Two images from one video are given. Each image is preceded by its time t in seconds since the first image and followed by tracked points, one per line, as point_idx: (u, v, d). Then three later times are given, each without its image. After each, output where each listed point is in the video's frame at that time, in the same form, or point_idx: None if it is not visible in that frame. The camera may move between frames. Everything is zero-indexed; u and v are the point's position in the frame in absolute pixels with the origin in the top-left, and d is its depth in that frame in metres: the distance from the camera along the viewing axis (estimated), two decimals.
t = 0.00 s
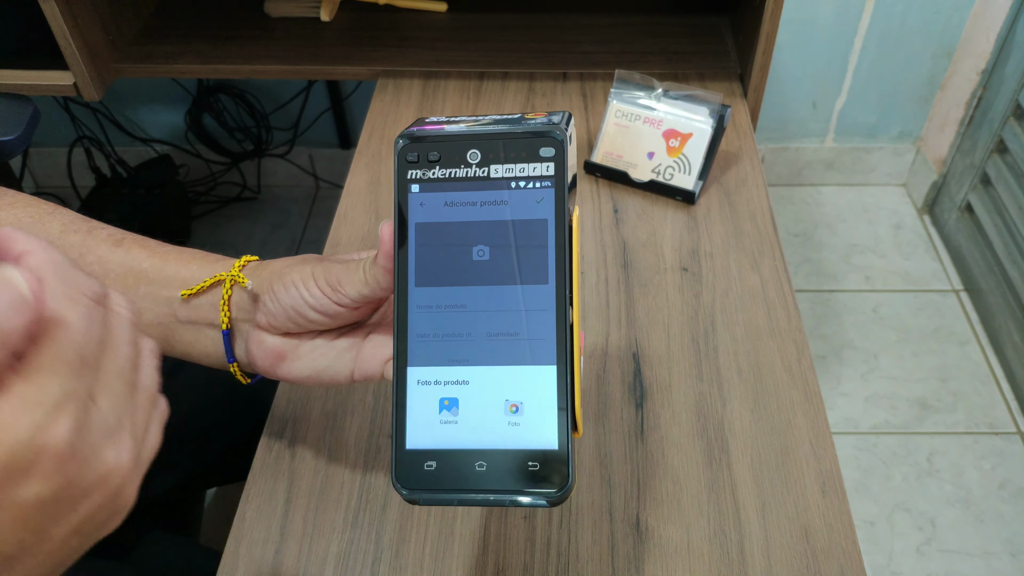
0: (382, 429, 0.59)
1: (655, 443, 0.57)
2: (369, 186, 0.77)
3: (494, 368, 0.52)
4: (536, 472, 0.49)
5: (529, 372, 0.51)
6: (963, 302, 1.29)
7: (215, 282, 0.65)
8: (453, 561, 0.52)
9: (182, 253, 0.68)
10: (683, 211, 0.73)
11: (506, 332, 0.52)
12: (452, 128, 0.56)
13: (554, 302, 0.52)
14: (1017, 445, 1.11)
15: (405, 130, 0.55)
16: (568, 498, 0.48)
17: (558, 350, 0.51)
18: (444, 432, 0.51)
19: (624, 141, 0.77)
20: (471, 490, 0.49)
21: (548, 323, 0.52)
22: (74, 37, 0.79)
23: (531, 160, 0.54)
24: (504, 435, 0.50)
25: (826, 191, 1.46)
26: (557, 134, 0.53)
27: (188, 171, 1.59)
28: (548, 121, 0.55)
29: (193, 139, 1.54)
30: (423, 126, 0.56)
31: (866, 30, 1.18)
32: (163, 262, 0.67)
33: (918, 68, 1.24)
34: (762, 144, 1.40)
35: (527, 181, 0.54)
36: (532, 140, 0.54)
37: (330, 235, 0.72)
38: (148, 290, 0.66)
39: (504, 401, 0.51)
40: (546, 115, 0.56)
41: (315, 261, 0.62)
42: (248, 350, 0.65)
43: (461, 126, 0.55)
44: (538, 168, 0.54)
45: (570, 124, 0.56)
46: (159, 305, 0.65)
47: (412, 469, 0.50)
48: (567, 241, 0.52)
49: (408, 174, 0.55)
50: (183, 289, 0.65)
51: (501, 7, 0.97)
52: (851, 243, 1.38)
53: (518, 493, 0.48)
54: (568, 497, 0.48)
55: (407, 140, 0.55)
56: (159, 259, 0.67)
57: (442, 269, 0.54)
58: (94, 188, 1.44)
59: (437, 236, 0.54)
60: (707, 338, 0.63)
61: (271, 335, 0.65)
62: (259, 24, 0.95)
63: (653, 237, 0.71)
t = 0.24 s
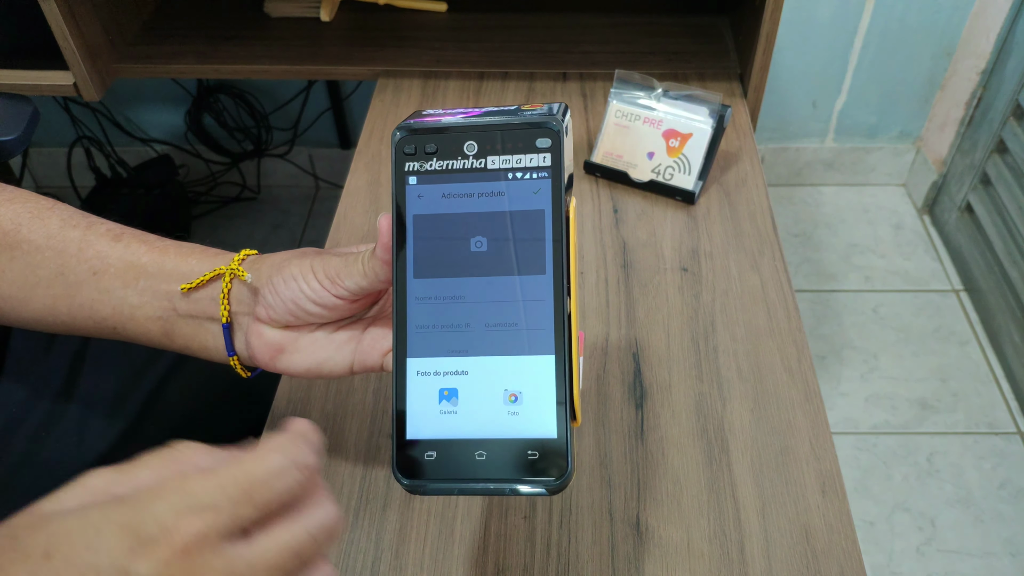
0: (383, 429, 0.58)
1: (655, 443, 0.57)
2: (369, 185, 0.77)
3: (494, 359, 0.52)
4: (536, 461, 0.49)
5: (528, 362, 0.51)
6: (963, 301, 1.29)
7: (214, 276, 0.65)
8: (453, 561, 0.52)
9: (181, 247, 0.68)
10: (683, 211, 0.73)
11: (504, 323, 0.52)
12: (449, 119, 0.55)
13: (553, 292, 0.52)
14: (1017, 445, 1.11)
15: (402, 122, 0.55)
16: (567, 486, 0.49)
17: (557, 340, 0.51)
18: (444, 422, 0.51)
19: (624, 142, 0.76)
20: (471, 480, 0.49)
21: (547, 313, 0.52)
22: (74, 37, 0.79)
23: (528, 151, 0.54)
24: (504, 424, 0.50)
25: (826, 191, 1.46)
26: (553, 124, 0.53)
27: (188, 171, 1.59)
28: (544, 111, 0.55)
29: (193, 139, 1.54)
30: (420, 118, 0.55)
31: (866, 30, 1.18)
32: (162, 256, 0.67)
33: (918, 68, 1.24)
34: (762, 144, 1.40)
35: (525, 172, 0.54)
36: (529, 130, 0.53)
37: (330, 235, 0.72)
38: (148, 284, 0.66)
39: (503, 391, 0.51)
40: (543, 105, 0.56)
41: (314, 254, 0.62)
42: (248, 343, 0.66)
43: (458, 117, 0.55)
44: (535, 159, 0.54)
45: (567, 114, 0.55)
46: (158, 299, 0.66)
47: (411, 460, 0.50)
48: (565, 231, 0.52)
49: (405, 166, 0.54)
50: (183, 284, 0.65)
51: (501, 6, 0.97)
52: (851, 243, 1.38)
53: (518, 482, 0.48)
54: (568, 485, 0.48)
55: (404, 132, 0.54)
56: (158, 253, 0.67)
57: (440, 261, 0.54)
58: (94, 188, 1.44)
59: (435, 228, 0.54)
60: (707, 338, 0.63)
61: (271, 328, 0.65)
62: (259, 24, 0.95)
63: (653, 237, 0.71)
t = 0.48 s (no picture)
0: (381, 429, 0.59)
1: (655, 443, 0.57)
2: (369, 185, 0.77)
3: (490, 365, 0.52)
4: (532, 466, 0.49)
5: (524, 368, 0.51)
6: (963, 301, 1.29)
7: (212, 280, 0.65)
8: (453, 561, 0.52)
9: (179, 251, 0.68)
10: (683, 211, 0.73)
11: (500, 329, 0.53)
12: (446, 127, 0.56)
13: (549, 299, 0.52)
14: (1017, 445, 1.11)
15: (400, 129, 0.55)
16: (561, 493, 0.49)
17: (553, 347, 0.51)
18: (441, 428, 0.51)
19: (624, 141, 0.76)
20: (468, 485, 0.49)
21: (542, 320, 0.52)
22: (74, 37, 0.79)
23: (525, 159, 0.54)
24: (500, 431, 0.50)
25: (826, 191, 1.46)
26: (550, 133, 0.54)
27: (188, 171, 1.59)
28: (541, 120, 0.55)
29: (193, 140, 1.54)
30: (418, 125, 0.56)
31: (866, 30, 1.18)
32: (159, 260, 0.67)
33: (918, 68, 1.24)
34: (761, 144, 1.40)
35: (522, 179, 0.54)
36: (526, 138, 0.54)
37: (330, 235, 0.72)
38: (145, 288, 0.66)
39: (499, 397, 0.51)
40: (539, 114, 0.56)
41: (311, 258, 0.62)
42: (244, 347, 0.65)
43: (456, 126, 0.55)
44: (532, 166, 0.54)
45: (563, 123, 0.56)
46: (155, 303, 0.65)
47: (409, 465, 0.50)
48: (562, 238, 0.52)
49: (403, 173, 0.55)
50: (180, 288, 0.65)
51: (501, 6, 0.97)
52: (851, 243, 1.38)
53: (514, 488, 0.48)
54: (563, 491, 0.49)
55: (402, 140, 0.55)
56: (155, 257, 0.67)
57: (437, 267, 0.54)
58: (94, 188, 1.44)
59: (432, 235, 0.54)
60: (707, 338, 0.63)
61: (266, 332, 0.64)
62: (259, 24, 0.95)
63: (653, 237, 0.71)
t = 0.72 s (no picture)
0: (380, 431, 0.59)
1: (655, 444, 0.57)
2: (369, 186, 0.77)
3: (486, 369, 0.52)
4: (529, 470, 0.49)
5: (521, 372, 0.51)
6: (963, 301, 1.29)
7: (209, 283, 0.65)
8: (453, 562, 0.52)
9: (177, 254, 0.68)
10: (683, 211, 0.73)
11: (497, 333, 0.53)
12: (443, 131, 0.56)
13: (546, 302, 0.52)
14: (1017, 445, 1.11)
15: (398, 133, 0.55)
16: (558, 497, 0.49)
17: (549, 351, 0.51)
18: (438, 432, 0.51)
19: (624, 141, 0.76)
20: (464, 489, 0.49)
21: (539, 323, 0.52)
22: (74, 37, 0.80)
23: (522, 163, 0.54)
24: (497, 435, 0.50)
25: (826, 191, 1.46)
26: (547, 137, 0.54)
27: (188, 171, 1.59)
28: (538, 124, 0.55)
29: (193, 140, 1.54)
30: (415, 129, 0.56)
31: (866, 31, 1.18)
32: (156, 264, 0.67)
33: (918, 68, 1.24)
34: (761, 144, 1.40)
35: (519, 183, 0.54)
36: (523, 142, 0.54)
37: (330, 235, 0.72)
38: (142, 292, 0.66)
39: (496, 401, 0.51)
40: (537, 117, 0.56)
41: (308, 261, 0.61)
42: (241, 351, 0.64)
43: (453, 129, 0.55)
44: (529, 170, 0.54)
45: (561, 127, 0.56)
46: (152, 306, 0.65)
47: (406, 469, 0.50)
48: (558, 242, 0.52)
49: (400, 177, 0.55)
50: (177, 291, 0.65)
51: (501, 6, 0.97)
52: (851, 243, 1.38)
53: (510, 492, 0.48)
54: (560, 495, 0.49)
55: (399, 143, 0.55)
56: (152, 260, 0.67)
57: (434, 271, 0.54)
58: (94, 188, 1.44)
59: (429, 238, 0.54)
60: (707, 338, 0.63)
61: (263, 335, 0.64)
62: (259, 24, 0.95)
63: (653, 237, 0.71)
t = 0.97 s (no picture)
0: (381, 429, 0.59)
1: (655, 444, 0.57)
2: (369, 186, 0.77)
3: (486, 368, 0.52)
4: (529, 467, 0.50)
5: (520, 369, 0.52)
6: (963, 301, 1.29)
7: (208, 281, 0.65)
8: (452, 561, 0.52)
9: (176, 251, 0.68)
10: (683, 211, 0.73)
11: (496, 331, 0.53)
12: (440, 129, 0.56)
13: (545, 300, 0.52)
14: (1017, 445, 1.11)
15: (394, 131, 0.55)
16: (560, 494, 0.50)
17: (549, 348, 0.52)
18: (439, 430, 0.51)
19: (624, 141, 0.76)
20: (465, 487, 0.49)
21: (538, 321, 0.52)
22: (74, 37, 0.79)
23: (519, 160, 0.54)
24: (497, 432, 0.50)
25: (826, 191, 1.46)
26: (545, 134, 0.54)
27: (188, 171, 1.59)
28: (535, 121, 0.55)
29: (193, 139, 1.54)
30: (412, 127, 0.55)
31: (866, 30, 1.18)
32: (155, 262, 0.67)
33: (918, 68, 1.24)
34: (761, 144, 1.40)
35: (516, 181, 0.54)
36: (520, 140, 0.54)
37: (330, 235, 0.72)
38: (141, 290, 0.66)
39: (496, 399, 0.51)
40: (533, 114, 0.56)
41: (307, 260, 0.61)
42: (240, 350, 0.65)
43: (450, 128, 0.55)
44: (526, 168, 0.54)
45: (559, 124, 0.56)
46: (151, 305, 0.65)
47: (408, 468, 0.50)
48: (557, 240, 0.52)
49: (398, 176, 0.54)
50: (176, 290, 0.65)
51: (501, 6, 0.97)
52: (851, 243, 1.38)
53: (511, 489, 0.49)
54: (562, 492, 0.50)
55: (396, 142, 0.54)
56: (151, 258, 0.67)
57: (433, 269, 0.54)
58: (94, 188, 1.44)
59: (428, 237, 0.54)
60: (707, 338, 0.63)
61: (262, 333, 0.64)
62: (259, 24, 0.95)
63: (653, 237, 0.71)
